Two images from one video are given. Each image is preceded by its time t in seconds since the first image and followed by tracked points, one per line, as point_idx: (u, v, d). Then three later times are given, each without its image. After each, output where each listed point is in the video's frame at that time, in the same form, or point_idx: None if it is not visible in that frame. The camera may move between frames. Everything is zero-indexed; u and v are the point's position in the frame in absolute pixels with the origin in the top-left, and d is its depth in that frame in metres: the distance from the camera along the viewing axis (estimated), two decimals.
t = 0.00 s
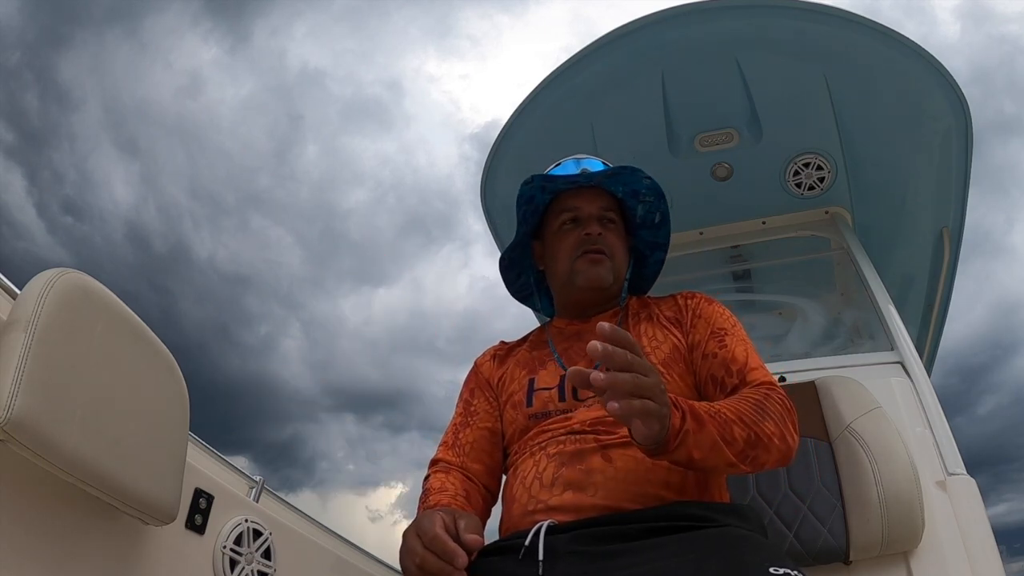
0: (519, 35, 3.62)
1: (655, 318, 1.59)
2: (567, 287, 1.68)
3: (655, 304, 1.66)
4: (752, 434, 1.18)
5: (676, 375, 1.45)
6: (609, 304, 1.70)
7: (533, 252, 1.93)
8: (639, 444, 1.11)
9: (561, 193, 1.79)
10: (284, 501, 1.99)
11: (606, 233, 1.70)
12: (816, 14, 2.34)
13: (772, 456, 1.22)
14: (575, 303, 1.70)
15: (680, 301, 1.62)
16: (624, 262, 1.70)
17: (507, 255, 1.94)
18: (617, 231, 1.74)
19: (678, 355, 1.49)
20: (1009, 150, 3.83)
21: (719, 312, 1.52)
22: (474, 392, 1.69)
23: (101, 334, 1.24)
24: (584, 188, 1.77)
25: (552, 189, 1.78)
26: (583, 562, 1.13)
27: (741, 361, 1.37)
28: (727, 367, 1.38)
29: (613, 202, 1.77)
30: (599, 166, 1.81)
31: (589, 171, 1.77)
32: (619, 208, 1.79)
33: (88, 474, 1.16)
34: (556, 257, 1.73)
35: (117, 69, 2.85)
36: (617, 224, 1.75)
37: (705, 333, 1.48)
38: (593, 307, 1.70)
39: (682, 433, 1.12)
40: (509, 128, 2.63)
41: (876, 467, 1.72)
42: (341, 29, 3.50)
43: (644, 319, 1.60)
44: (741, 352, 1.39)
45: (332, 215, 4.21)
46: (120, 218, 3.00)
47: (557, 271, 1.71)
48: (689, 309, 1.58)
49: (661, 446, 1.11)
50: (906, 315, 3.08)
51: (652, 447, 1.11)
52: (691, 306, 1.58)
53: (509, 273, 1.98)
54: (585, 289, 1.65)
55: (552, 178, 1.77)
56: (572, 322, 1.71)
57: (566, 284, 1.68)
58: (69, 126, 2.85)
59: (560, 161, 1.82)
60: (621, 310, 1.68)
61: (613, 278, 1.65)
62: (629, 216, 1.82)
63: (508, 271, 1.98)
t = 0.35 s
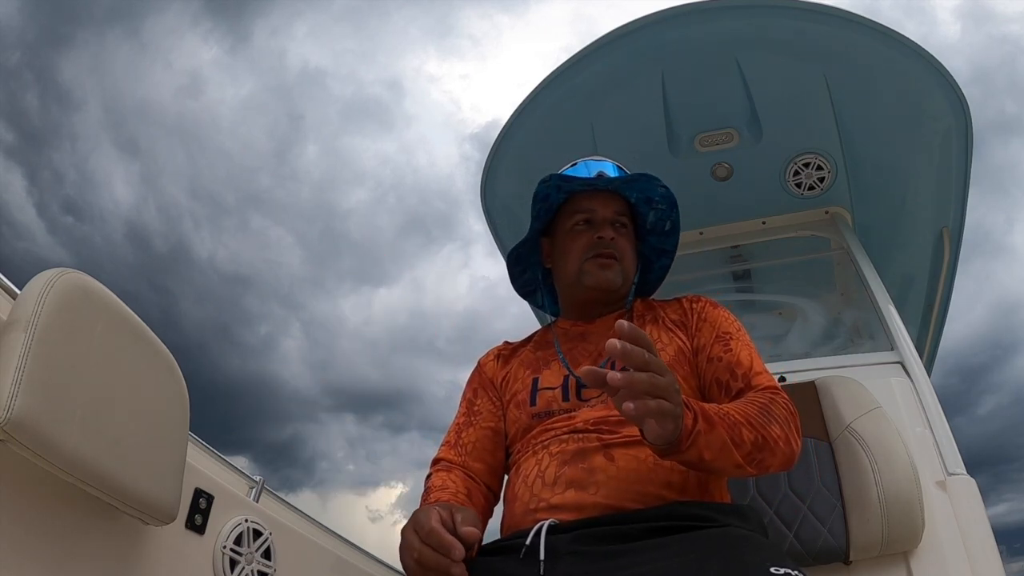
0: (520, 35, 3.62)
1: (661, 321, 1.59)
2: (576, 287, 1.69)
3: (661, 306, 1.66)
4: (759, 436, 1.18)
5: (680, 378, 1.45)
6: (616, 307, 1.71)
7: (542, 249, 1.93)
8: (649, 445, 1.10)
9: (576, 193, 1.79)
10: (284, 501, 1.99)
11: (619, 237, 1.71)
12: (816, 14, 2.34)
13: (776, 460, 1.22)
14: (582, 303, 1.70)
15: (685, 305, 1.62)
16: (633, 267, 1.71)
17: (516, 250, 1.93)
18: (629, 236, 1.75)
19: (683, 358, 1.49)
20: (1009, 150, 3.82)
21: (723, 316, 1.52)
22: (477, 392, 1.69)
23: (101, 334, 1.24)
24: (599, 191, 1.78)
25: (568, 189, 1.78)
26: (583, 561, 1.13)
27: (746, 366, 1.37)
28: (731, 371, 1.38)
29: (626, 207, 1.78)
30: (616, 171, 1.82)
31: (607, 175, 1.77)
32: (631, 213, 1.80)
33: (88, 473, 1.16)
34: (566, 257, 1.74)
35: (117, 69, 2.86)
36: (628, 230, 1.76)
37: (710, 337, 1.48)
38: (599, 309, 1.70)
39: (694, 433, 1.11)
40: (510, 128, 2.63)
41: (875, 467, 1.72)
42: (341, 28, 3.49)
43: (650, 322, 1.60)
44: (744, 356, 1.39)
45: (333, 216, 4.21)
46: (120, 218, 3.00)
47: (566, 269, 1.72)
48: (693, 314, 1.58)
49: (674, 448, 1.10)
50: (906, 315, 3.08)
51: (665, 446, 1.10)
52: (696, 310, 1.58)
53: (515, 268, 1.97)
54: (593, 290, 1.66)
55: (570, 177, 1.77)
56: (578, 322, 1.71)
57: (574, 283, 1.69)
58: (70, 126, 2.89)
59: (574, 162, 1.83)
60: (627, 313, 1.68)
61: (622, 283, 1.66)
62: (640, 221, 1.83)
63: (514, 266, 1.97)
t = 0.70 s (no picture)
0: (521, 35, 3.63)
1: (666, 321, 1.60)
2: (574, 285, 1.70)
3: (666, 308, 1.67)
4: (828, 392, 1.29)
5: (682, 377, 1.46)
6: (616, 307, 1.71)
7: (551, 243, 1.95)
8: (767, 322, 1.15)
9: (581, 190, 1.80)
10: (285, 502, 2.00)
11: (618, 237, 1.71)
12: (816, 14, 2.35)
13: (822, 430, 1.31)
14: (581, 302, 1.72)
15: (692, 308, 1.63)
16: (633, 268, 1.71)
17: (523, 243, 1.96)
18: (631, 236, 1.75)
19: (688, 358, 1.50)
20: (1010, 151, 3.77)
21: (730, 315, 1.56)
22: (475, 386, 1.73)
23: (101, 335, 1.24)
24: (603, 188, 1.78)
25: (572, 186, 1.79)
26: (582, 562, 1.13)
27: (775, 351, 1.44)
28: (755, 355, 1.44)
29: (629, 207, 1.78)
30: (624, 168, 1.82)
31: (612, 172, 1.77)
32: (636, 213, 1.80)
33: (88, 473, 1.16)
34: (566, 254, 1.76)
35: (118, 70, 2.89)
36: (630, 230, 1.76)
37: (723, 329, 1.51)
38: (597, 309, 1.71)
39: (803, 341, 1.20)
40: (509, 128, 2.64)
41: (875, 467, 1.72)
42: (342, 28, 3.53)
43: (654, 321, 1.61)
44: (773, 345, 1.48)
45: (334, 215, 4.09)
46: (120, 218, 3.00)
47: (566, 267, 1.73)
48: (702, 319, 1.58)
49: (789, 316, 1.16)
50: (906, 315, 3.08)
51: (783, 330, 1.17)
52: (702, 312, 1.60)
53: (524, 261, 2.00)
54: (589, 290, 1.67)
55: (573, 175, 1.78)
56: (578, 320, 1.72)
57: (572, 282, 1.70)
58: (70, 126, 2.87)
59: (585, 159, 1.84)
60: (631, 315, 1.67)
61: (619, 283, 1.66)
62: (647, 222, 1.82)
63: (524, 258, 1.99)
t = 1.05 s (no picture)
0: (521, 35, 3.63)
1: (675, 309, 1.60)
2: (576, 261, 1.71)
3: (675, 297, 1.67)
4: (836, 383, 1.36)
5: (686, 365, 1.46)
6: (619, 288, 1.71)
7: (559, 223, 1.94)
8: (818, 248, 1.32)
9: (591, 167, 1.80)
10: (285, 502, 2.00)
11: (624, 216, 1.71)
12: (817, 14, 2.35)
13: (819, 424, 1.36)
14: (584, 280, 1.72)
15: (703, 297, 1.62)
16: (639, 248, 1.70)
17: (530, 221, 1.95)
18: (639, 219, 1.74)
19: (697, 349, 1.49)
20: (1010, 151, 3.78)
21: (744, 312, 1.56)
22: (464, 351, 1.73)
23: (102, 336, 1.24)
24: (613, 167, 1.77)
25: (581, 162, 1.79)
26: (582, 563, 1.13)
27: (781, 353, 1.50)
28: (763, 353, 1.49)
29: (639, 187, 1.76)
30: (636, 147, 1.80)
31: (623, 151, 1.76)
32: (647, 195, 1.78)
33: (88, 473, 1.16)
34: (571, 230, 1.76)
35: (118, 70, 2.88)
36: (638, 210, 1.75)
37: (744, 326, 1.52)
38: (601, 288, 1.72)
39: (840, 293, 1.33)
40: (510, 127, 2.65)
41: (876, 467, 1.72)
42: (342, 27, 3.53)
43: (662, 309, 1.61)
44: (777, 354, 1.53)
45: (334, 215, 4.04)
46: (120, 219, 3.00)
47: (570, 243, 1.74)
48: (715, 306, 1.58)
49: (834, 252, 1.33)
50: (906, 315, 3.08)
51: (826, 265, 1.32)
52: (714, 304, 1.58)
53: (531, 240, 1.99)
54: (590, 266, 1.67)
55: (584, 150, 1.78)
56: (579, 300, 1.72)
57: (575, 257, 1.71)
58: (70, 125, 2.89)
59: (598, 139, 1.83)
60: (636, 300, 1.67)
61: (620, 262, 1.66)
62: (658, 206, 1.81)
63: (530, 238, 1.99)
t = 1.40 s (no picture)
0: (521, 35, 3.62)
1: (675, 311, 1.60)
2: (576, 259, 1.71)
3: (677, 299, 1.66)
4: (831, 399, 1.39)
5: (688, 368, 1.46)
6: (619, 286, 1.72)
7: (559, 216, 1.94)
8: (825, 270, 1.33)
9: (594, 163, 1.79)
10: (284, 501, 2.00)
11: (627, 214, 1.70)
12: (817, 14, 2.35)
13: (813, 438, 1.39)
14: (584, 278, 1.72)
15: (704, 300, 1.62)
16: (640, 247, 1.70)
17: (530, 214, 1.95)
18: (641, 217, 1.74)
19: (699, 351, 1.49)
20: (1010, 150, 3.79)
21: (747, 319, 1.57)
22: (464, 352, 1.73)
23: (102, 335, 1.24)
24: (617, 164, 1.77)
25: (585, 158, 1.78)
26: (581, 563, 1.13)
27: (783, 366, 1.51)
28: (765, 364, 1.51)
29: (644, 185, 1.76)
30: (641, 144, 1.79)
31: (629, 148, 1.75)
32: (651, 193, 1.78)
33: (89, 473, 1.17)
34: (573, 226, 1.76)
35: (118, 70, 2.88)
36: (641, 208, 1.75)
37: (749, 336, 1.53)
38: (602, 287, 1.72)
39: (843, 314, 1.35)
40: (510, 127, 2.65)
41: (876, 467, 1.72)
42: (342, 27, 3.53)
43: (663, 310, 1.61)
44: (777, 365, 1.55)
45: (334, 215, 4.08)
46: (120, 219, 3.00)
47: (571, 240, 1.74)
48: (718, 312, 1.58)
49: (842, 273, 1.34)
50: (906, 314, 3.08)
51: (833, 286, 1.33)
52: (716, 308, 1.59)
53: (531, 232, 1.99)
54: (591, 265, 1.68)
55: (588, 146, 1.77)
56: (580, 298, 1.72)
57: (575, 255, 1.71)
58: (71, 125, 2.88)
59: (602, 133, 1.82)
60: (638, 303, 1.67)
61: (621, 261, 1.67)
62: (661, 205, 1.81)
63: (530, 230, 1.99)
